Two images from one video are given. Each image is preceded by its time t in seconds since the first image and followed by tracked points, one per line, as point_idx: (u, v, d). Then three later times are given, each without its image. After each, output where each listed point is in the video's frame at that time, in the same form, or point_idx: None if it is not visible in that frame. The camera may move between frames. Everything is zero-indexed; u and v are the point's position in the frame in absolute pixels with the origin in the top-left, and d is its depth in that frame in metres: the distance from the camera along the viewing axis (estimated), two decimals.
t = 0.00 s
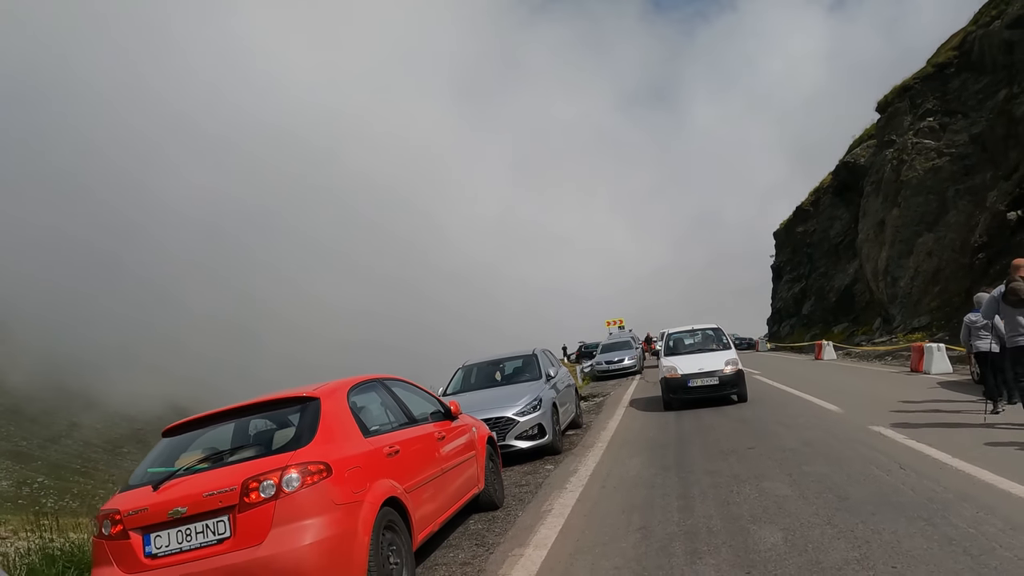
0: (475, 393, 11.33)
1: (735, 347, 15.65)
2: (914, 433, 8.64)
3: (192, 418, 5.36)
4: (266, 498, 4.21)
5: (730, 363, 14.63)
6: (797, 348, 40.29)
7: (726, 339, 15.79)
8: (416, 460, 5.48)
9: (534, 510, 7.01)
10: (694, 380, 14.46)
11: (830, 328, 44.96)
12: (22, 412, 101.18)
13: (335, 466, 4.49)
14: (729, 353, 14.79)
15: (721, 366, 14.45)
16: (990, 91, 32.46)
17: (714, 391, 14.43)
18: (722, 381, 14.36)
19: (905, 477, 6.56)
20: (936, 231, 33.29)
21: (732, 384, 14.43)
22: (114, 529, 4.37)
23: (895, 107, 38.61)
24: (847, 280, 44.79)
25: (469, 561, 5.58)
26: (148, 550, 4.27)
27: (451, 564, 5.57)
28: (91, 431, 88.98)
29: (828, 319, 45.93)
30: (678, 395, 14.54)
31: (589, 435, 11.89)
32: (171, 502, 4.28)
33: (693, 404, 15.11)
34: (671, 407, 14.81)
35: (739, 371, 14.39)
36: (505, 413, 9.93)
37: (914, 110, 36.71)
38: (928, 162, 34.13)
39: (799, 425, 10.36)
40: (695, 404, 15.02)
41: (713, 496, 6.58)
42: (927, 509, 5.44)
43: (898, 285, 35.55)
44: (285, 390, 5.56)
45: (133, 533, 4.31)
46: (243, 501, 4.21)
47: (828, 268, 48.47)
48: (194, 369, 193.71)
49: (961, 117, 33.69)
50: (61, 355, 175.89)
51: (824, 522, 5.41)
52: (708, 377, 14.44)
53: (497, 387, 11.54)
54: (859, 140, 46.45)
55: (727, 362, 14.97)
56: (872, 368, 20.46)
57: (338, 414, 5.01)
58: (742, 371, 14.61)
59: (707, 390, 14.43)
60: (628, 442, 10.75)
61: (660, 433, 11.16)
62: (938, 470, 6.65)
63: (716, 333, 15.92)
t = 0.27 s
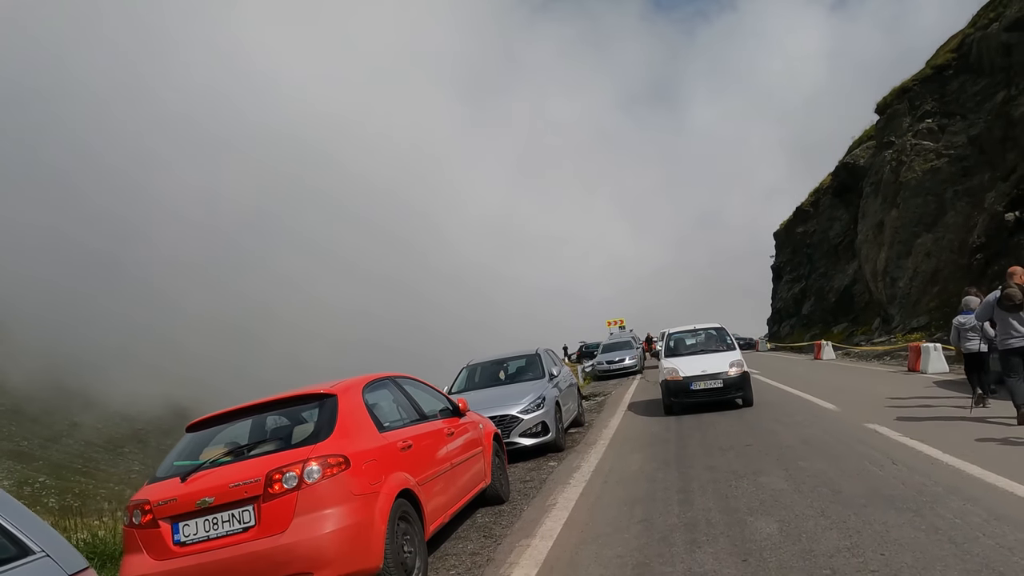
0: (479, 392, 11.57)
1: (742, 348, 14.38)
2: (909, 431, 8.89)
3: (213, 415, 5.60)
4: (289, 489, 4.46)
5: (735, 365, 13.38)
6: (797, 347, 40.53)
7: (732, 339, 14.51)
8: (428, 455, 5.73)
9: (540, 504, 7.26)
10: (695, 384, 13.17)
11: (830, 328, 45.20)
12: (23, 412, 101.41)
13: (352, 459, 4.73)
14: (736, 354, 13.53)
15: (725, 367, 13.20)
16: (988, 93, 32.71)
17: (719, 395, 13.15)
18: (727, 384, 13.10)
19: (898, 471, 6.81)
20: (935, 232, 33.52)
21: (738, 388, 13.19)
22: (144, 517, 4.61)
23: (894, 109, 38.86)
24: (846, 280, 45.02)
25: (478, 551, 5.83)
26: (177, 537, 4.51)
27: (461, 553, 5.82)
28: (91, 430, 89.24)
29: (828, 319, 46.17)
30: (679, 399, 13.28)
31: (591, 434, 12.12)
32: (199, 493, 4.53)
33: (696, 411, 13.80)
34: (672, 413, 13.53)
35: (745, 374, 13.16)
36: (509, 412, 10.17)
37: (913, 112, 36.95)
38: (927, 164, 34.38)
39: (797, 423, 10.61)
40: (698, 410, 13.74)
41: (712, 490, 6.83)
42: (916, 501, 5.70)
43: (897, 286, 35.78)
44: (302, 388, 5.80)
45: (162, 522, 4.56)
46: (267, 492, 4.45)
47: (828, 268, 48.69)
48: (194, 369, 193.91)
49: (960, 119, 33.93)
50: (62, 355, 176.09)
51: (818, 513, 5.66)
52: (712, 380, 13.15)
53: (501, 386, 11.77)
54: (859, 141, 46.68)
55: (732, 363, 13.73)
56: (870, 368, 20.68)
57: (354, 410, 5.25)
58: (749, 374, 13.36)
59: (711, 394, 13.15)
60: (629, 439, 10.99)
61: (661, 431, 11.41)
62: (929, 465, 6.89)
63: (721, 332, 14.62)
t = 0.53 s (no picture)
0: (482, 391, 11.73)
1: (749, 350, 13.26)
2: (906, 429, 9.04)
3: (226, 413, 5.75)
4: (302, 483, 4.61)
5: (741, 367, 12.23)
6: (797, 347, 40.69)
7: (738, 340, 13.38)
8: (434, 452, 5.88)
9: (543, 500, 7.42)
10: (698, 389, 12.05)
11: (830, 328, 45.34)
12: (24, 412, 101.48)
13: (363, 455, 4.89)
14: (742, 356, 12.40)
15: (731, 371, 12.07)
16: (987, 94, 32.86)
17: (724, 400, 12.01)
18: (733, 389, 11.98)
19: (893, 468, 6.96)
20: (934, 232, 33.65)
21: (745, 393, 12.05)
22: (161, 511, 4.76)
23: (893, 110, 39.00)
24: (846, 280, 45.16)
25: (484, 545, 5.98)
26: (193, 530, 4.67)
27: (467, 548, 5.98)
28: (92, 430, 89.48)
29: (827, 319, 46.30)
30: (680, 404, 12.15)
31: (593, 432, 12.28)
32: (215, 487, 4.68)
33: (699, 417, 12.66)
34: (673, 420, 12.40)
35: (752, 377, 12.06)
36: (512, 410, 10.32)
37: (912, 112, 37.09)
38: (927, 164, 34.51)
39: (795, 422, 10.77)
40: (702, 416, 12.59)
41: (712, 487, 6.98)
42: (910, 496, 5.87)
43: (897, 286, 35.91)
44: (312, 386, 5.95)
45: (179, 515, 4.71)
46: (281, 486, 4.60)
47: (828, 268, 48.83)
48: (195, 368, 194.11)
49: (959, 119, 34.07)
50: (62, 355, 176.24)
51: (814, 508, 5.82)
52: (716, 384, 12.01)
53: (503, 385, 11.92)
54: (859, 141, 46.83)
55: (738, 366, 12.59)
56: (869, 367, 20.82)
57: (363, 408, 5.40)
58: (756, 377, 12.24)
59: (716, 399, 12.01)
60: (630, 438, 11.14)
61: (663, 430, 11.57)
62: (925, 463, 7.04)
63: (726, 332, 13.49)
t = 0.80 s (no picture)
0: (484, 390, 11.79)
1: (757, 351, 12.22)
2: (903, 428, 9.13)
3: (232, 411, 5.84)
4: (309, 481, 4.69)
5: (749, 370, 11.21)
6: (797, 347, 40.77)
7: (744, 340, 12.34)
8: (437, 450, 5.95)
9: (545, 499, 7.49)
10: (703, 394, 11.01)
11: (830, 328, 45.38)
12: (25, 412, 101.58)
13: (368, 453, 4.96)
14: (750, 358, 11.38)
15: (739, 375, 11.04)
16: (987, 94, 32.95)
17: (730, 407, 10.98)
18: (740, 394, 10.93)
19: (891, 467, 7.04)
20: (934, 232, 33.69)
21: (753, 399, 11.01)
22: (169, 508, 4.84)
23: (893, 110, 39.11)
24: (846, 280, 45.21)
25: (486, 542, 6.06)
26: (201, 527, 4.75)
27: (469, 545, 6.05)
28: (93, 430, 89.53)
29: (828, 319, 46.35)
30: (683, 411, 11.10)
31: (593, 432, 12.36)
32: (222, 484, 4.76)
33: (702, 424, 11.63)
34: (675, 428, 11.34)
35: (761, 381, 11.03)
36: (513, 410, 10.39)
37: (912, 112, 37.18)
38: (927, 164, 34.59)
39: (795, 421, 10.89)
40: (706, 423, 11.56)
41: (712, 485, 7.06)
42: (907, 494, 5.94)
43: (897, 286, 35.96)
44: (317, 385, 6.03)
45: (187, 512, 4.79)
46: (288, 483, 4.68)
47: (828, 268, 48.90)
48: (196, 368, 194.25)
49: (959, 120, 34.15)
50: (63, 355, 176.26)
51: (813, 506, 5.89)
52: (722, 389, 10.97)
53: (506, 385, 12.00)
54: (859, 141, 46.91)
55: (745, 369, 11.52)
56: (869, 367, 20.91)
57: (368, 406, 5.48)
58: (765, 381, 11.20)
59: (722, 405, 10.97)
60: (631, 436, 11.23)
61: (664, 429, 11.67)
62: (923, 461, 7.12)
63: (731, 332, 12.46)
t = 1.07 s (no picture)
0: (484, 390, 11.78)
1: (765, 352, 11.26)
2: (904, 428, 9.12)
3: (232, 411, 5.84)
4: (309, 480, 4.68)
5: (759, 374, 10.21)
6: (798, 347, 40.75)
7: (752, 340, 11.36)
8: (437, 450, 5.95)
9: (545, 498, 7.48)
10: (708, 400, 10.04)
11: (831, 328, 45.35)
12: (25, 412, 101.50)
13: (368, 452, 4.96)
14: (758, 360, 10.44)
15: (747, 379, 10.07)
16: (987, 94, 32.94)
17: (738, 414, 10.00)
18: (749, 401, 9.98)
19: (892, 466, 7.03)
20: (935, 232, 33.65)
21: (762, 405, 10.07)
22: (169, 508, 4.84)
23: (894, 110, 39.11)
24: (847, 280, 45.18)
25: (486, 542, 6.06)
26: (201, 527, 4.74)
27: (470, 545, 6.04)
28: (93, 429, 89.46)
29: (828, 319, 46.31)
30: (687, 418, 10.14)
31: (593, 432, 12.34)
32: (222, 484, 4.76)
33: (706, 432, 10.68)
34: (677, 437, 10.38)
35: (772, 386, 10.08)
36: (513, 409, 10.38)
37: (913, 112, 37.16)
38: (927, 164, 34.57)
39: (795, 421, 10.86)
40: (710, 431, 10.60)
41: (713, 485, 7.05)
42: (907, 494, 5.94)
43: (897, 286, 35.93)
44: (318, 385, 6.03)
45: (187, 512, 4.78)
46: (288, 483, 4.68)
47: (828, 268, 48.89)
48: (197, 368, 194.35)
49: (960, 119, 34.14)
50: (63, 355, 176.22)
51: (813, 505, 5.89)
52: (729, 395, 10.00)
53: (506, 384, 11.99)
54: (860, 141, 46.89)
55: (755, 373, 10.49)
56: (869, 367, 20.88)
57: (368, 406, 5.47)
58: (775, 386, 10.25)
59: (729, 412, 10.02)
60: (631, 437, 11.21)
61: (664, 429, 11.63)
62: (923, 460, 7.12)
63: (738, 331, 11.49)
